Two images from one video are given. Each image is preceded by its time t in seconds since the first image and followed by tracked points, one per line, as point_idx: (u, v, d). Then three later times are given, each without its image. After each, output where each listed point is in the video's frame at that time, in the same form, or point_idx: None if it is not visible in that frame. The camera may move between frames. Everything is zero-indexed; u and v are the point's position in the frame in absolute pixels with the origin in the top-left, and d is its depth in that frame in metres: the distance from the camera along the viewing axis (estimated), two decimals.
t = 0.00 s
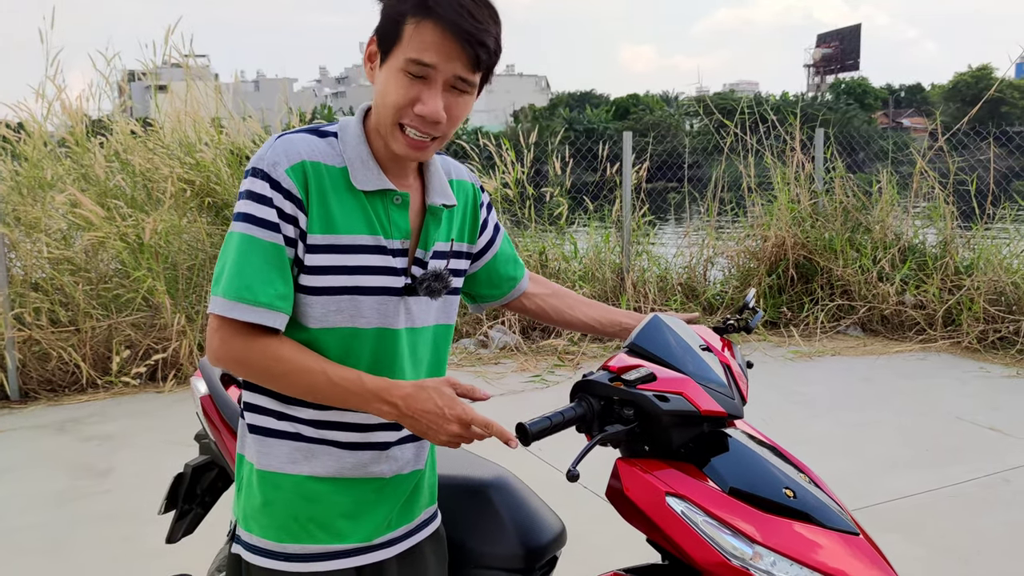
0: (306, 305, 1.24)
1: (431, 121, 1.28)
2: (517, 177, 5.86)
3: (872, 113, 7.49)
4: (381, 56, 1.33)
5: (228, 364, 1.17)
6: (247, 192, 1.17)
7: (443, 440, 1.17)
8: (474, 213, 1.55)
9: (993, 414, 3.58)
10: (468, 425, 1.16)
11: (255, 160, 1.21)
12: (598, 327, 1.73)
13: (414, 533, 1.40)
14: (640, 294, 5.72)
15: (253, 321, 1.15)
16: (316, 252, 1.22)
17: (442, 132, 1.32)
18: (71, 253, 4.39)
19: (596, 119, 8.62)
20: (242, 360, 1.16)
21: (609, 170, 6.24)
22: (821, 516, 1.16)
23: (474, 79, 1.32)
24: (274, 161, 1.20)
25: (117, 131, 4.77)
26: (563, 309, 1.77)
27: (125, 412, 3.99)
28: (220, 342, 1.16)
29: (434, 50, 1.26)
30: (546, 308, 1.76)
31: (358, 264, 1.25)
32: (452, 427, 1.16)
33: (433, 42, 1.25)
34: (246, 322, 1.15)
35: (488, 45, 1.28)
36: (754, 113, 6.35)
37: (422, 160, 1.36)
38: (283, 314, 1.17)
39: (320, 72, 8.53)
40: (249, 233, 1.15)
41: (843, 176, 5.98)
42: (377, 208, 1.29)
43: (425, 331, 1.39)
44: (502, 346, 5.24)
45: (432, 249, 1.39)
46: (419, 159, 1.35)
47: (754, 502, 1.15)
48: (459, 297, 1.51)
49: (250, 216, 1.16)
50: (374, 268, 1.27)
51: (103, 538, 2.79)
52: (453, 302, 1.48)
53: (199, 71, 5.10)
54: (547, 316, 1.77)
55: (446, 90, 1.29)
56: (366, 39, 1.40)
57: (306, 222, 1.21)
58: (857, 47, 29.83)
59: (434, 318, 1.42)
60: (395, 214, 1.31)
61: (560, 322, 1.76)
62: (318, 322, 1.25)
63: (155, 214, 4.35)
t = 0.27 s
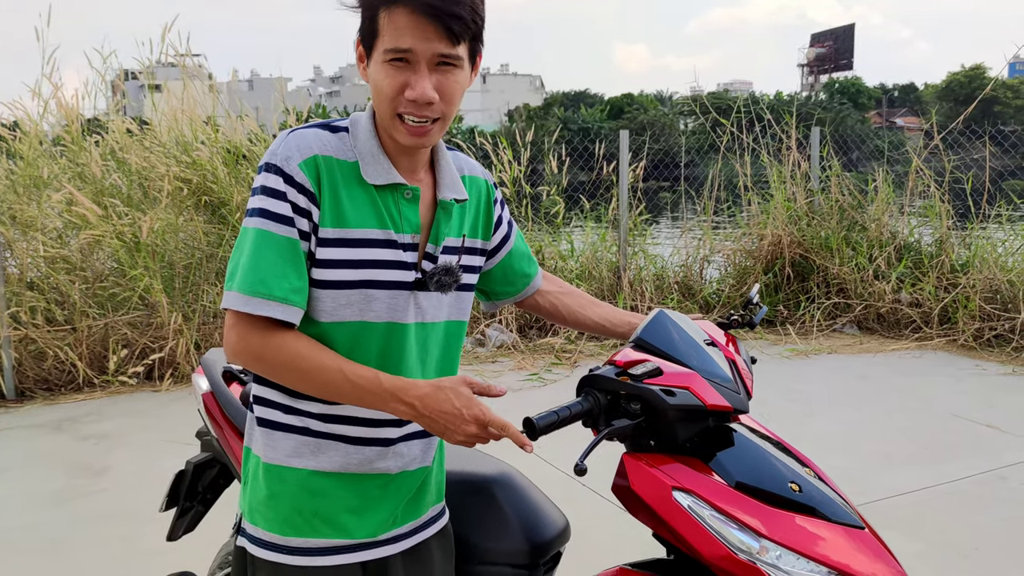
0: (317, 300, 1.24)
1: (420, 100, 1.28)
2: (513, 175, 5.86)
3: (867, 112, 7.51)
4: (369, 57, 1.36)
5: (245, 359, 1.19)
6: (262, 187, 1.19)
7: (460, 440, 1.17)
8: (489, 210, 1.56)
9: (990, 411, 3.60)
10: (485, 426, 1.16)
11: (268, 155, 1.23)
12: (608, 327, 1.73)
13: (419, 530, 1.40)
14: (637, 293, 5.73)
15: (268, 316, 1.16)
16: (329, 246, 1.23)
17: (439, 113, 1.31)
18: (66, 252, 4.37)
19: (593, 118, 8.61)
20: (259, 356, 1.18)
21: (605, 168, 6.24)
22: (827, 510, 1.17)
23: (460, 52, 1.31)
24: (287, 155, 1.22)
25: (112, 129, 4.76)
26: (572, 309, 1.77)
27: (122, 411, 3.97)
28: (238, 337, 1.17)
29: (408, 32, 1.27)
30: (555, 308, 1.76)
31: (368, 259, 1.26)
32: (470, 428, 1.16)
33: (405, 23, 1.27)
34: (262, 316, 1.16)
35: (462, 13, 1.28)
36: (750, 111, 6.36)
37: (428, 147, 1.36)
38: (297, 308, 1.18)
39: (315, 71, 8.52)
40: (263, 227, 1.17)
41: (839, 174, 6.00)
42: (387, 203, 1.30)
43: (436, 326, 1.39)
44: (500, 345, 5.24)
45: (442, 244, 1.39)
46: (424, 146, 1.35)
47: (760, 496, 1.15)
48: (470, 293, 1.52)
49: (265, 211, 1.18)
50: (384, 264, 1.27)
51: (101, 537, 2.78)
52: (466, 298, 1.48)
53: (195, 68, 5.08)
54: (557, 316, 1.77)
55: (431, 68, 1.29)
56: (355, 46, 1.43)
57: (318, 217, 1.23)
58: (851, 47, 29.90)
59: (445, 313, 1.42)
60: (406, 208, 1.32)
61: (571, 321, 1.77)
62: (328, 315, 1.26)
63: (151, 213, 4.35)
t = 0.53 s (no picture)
0: (318, 299, 1.25)
1: (414, 99, 1.27)
2: (510, 175, 5.86)
3: (862, 112, 7.53)
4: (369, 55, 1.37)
5: (239, 355, 1.19)
6: (260, 187, 1.18)
7: (457, 425, 1.18)
8: (491, 210, 1.57)
9: (987, 410, 3.61)
10: (481, 410, 1.17)
11: (267, 154, 1.23)
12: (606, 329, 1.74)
13: (423, 530, 1.40)
14: (634, 292, 5.74)
15: (263, 314, 1.16)
16: (326, 246, 1.23)
17: (434, 113, 1.31)
18: (63, 251, 4.36)
19: (589, 117, 8.62)
20: (254, 351, 1.18)
21: (602, 168, 6.25)
22: (829, 508, 1.17)
23: (457, 51, 1.30)
24: (285, 155, 1.22)
25: (109, 129, 4.76)
26: (567, 313, 1.77)
27: (119, 411, 3.96)
28: (233, 333, 1.18)
29: (405, 31, 1.27)
30: (549, 311, 1.77)
31: (369, 258, 1.26)
32: (465, 412, 1.17)
33: (400, 22, 1.26)
34: (257, 314, 1.17)
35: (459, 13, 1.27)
36: (747, 111, 6.37)
37: (426, 145, 1.36)
38: (293, 308, 1.18)
39: (311, 70, 8.51)
40: (260, 227, 1.17)
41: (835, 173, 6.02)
42: (387, 202, 1.29)
43: (439, 326, 1.39)
44: (497, 344, 5.25)
45: (444, 244, 1.39)
46: (421, 145, 1.34)
47: (762, 494, 1.16)
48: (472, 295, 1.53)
49: (262, 210, 1.17)
50: (384, 263, 1.27)
51: (100, 537, 2.77)
52: (469, 298, 1.49)
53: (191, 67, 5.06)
54: (553, 317, 1.77)
55: (427, 67, 1.29)
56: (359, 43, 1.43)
57: (317, 216, 1.23)
58: (846, 46, 29.94)
59: (450, 313, 1.43)
60: (406, 207, 1.31)
61: (565, 325, 1.77)
62: (330, 314, 1.26)
63: (149, 213, 4.35)
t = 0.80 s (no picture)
0: (323, 299, 1.25)
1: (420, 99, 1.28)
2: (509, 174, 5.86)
3: (858, 112, 7.54)
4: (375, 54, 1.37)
5: (243, 354, 1.20)
6: (265, 189, 1.19)
7: (457, 431, 1.18)
8: (494, 209, 1.57)
9: (984, 409, 3.63)
10: (482, 417, 1.18)
11: (273, 156, 1.24)
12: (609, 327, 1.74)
13: (427, 529, 1.40)
14: (632, 291, 5.74)
15: (267, 315, 1.17)
16: (331, 246, 1.24)
17: (438, 113, 1.31)
18: (61, 251, 4.36)
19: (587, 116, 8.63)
20: (257, 351, 1.19)
21: (600, 168, 6.25)
22: (831, 507, 1.18)
23: (463, 51, 1.31)
24: (290, 156, 1.23)
25: (107, 128, 4.75)
26: (569, 312, 1.77)
27: (118, 411, 3.96)
28: (236, 334, 1.19)
29: (411, 30, 1.27)
30: (552, 309, 1.77)
31: (374, 258, 1.27)
32: (466, 419, 1.18)
33: (406, 22, 1.27)
34: (261, 315, 1.17)
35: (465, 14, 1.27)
36: (745, 110, 6.39)
37: (430, 144, 1.36)
38: (296, 308, 1.18)
39: (307, 69, 8.51)
40: (265, 227, 1.17)
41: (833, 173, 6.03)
42: (392, 202, 1.30)
43: (443, 324, 1.39)
44: (496, 344, 5.25)
45: (448, 244, 1.40)
46: (425, 144, 1.35)
47: (764, 493, 1.16)
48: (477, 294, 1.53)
49: (267, 211, 1.18)
50: (389, 262, 1.28)
51: (100, 537, 2.77)
52: (473, 297, 1.49)
53: (189, 66, 5.06)
54: (556, 315, 1.77)
55: (432, 67, 1.29)
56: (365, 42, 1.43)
57: (321, 217, 1.23)
58: (842, 46, 30.00)
59: (455, 313, 1.43)
60: (411, 207, 1.32)
61: (567, 324, 1.78)
62: (335, 314, 1.26)
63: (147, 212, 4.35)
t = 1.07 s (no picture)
0: (327, 299, 1.25)
1: (427, 98, 1.29)
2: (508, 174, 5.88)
3: (855, 111, 7.56)
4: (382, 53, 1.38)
5: (248, 352, 1.20)
6: (271, 187, 1.20)
7: (461, 430, 1.19)
8: (495, 209, 1.58)
9: (982, 408, 3.64)
10: (485, 417, 1.18)
11: (278, 155, 1.24)
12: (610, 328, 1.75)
13: (430, 526, 1.41)
14: (631, 291, 5.75)
15: (273, 314, 1.17)
16: (337, 245, 1.24)
17: (445, 113, 1.32)
18: (61, 251, 4.36)
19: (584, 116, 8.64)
20: (263, 350, 1.19)
21: (598, 167, 6.26)
22: (833, 504, 1.19)
23: (470, 53, 1.32)
24: (296, 155, 1.23)
25: (106, 128, 4.76)
26: (569, 312, 1.78)
27: (118, 410, 3.96)
28: (241, 331, 1.19)
29: (421, 31, 1.28)
30: (553, 310, 1.78)
31: (378, 257, 1.27)
32: (470, 419, 1.18)
33: (416, 22, 1.27)
34: (268, 313, 1.17)
35: (474, 16, 1.28)
36: (744, 110, 6.40)
37: (435, 144, 1.37)
38: (303, 307, 1.19)
39: (305, 69, 8.51)
40: (271, 225, 1.18)
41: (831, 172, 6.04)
42: (397, 201, 1.30)
43: (445, 324, 1.40)
44: (495, 343, 5.25)
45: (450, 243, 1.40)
46: (430, 143, 1.35)
47: (767, 491, 1.17)
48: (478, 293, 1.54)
49: (273, 210, 1.18)
50: (393, 261, 1.28)
51: (101, 537, 2.77)
52: (474, 296, 1.50)
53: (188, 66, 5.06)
54: (556, 316, 1.78)
55: (441, 68, 1.30)
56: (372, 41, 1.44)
57: (327, 216, 1.23)
58: (839, 45, 30.00)
59: (456, 312, 1.43)
60: (414, 207, 1.32)
61: (568, 323, 1.78)
62: (339, 313, 1.27)
63: (147, 212, 4.35)
